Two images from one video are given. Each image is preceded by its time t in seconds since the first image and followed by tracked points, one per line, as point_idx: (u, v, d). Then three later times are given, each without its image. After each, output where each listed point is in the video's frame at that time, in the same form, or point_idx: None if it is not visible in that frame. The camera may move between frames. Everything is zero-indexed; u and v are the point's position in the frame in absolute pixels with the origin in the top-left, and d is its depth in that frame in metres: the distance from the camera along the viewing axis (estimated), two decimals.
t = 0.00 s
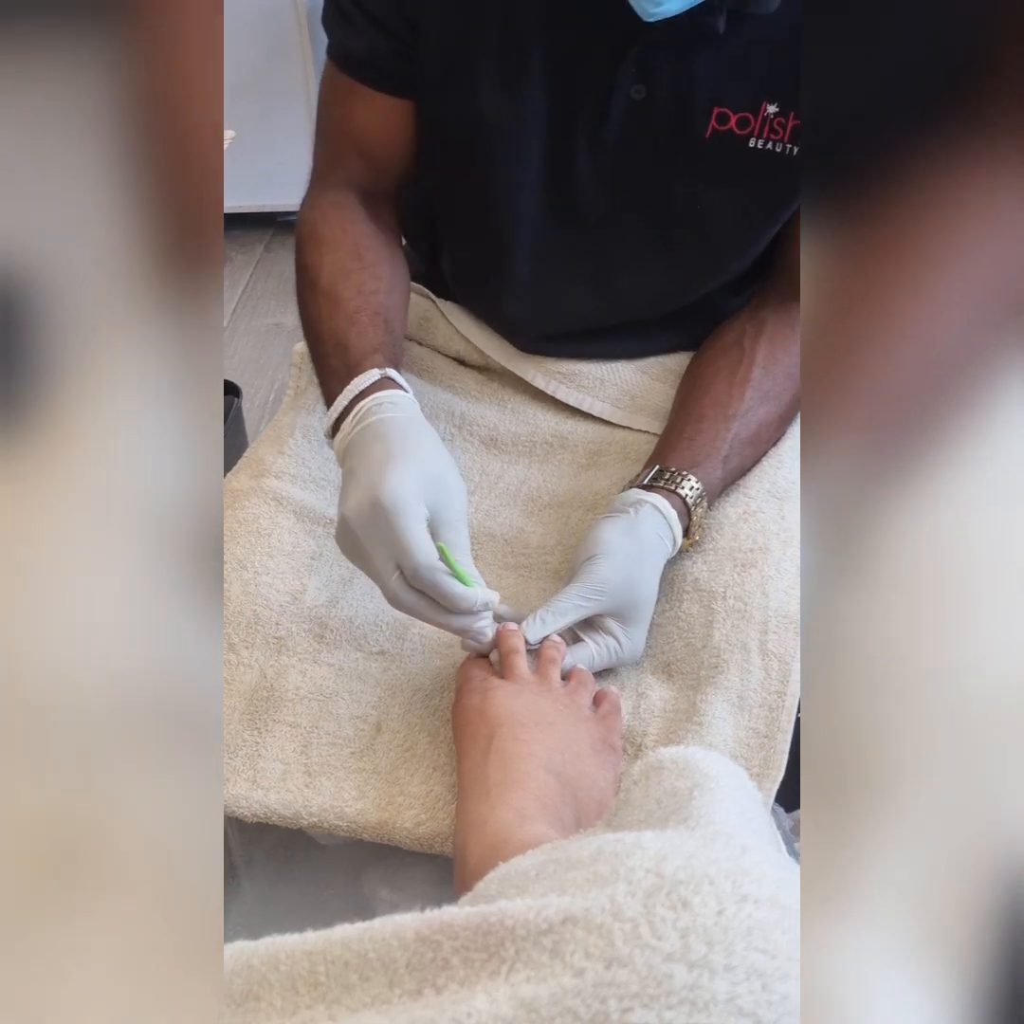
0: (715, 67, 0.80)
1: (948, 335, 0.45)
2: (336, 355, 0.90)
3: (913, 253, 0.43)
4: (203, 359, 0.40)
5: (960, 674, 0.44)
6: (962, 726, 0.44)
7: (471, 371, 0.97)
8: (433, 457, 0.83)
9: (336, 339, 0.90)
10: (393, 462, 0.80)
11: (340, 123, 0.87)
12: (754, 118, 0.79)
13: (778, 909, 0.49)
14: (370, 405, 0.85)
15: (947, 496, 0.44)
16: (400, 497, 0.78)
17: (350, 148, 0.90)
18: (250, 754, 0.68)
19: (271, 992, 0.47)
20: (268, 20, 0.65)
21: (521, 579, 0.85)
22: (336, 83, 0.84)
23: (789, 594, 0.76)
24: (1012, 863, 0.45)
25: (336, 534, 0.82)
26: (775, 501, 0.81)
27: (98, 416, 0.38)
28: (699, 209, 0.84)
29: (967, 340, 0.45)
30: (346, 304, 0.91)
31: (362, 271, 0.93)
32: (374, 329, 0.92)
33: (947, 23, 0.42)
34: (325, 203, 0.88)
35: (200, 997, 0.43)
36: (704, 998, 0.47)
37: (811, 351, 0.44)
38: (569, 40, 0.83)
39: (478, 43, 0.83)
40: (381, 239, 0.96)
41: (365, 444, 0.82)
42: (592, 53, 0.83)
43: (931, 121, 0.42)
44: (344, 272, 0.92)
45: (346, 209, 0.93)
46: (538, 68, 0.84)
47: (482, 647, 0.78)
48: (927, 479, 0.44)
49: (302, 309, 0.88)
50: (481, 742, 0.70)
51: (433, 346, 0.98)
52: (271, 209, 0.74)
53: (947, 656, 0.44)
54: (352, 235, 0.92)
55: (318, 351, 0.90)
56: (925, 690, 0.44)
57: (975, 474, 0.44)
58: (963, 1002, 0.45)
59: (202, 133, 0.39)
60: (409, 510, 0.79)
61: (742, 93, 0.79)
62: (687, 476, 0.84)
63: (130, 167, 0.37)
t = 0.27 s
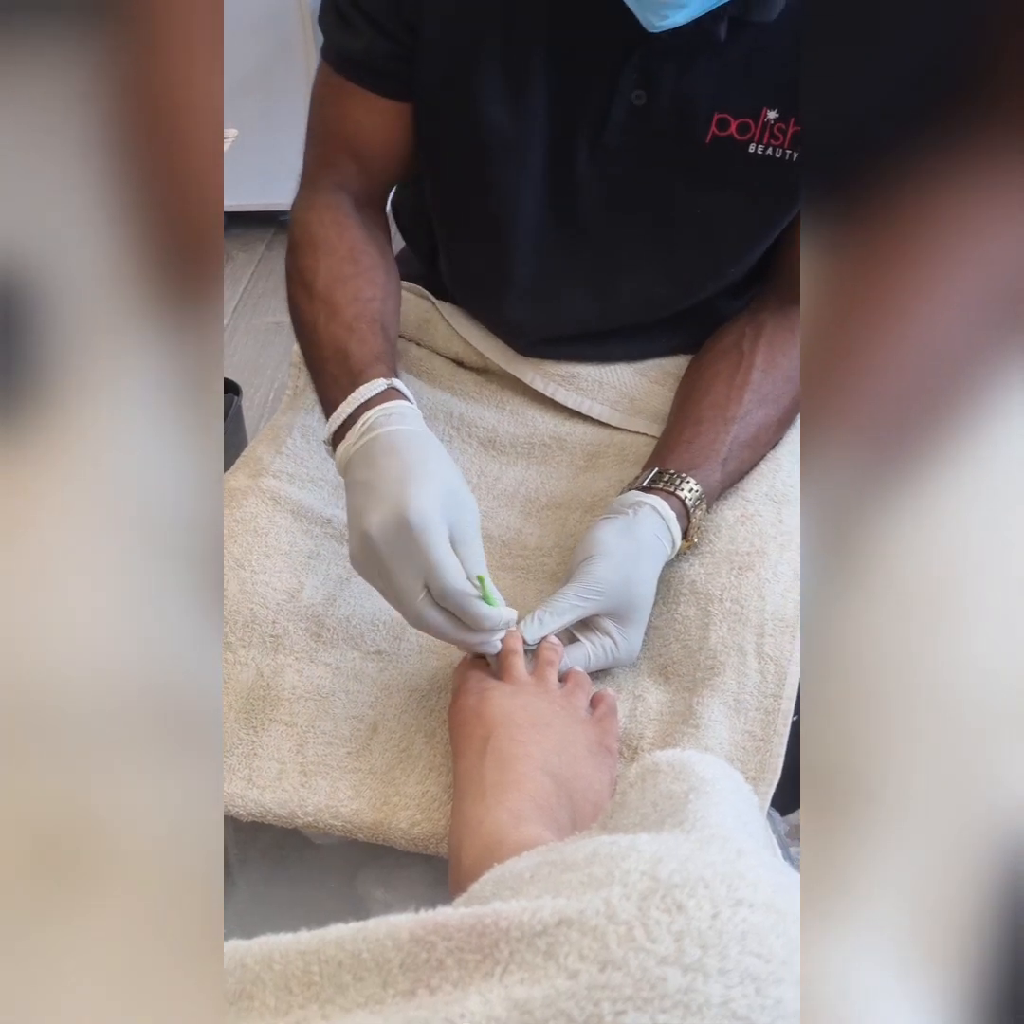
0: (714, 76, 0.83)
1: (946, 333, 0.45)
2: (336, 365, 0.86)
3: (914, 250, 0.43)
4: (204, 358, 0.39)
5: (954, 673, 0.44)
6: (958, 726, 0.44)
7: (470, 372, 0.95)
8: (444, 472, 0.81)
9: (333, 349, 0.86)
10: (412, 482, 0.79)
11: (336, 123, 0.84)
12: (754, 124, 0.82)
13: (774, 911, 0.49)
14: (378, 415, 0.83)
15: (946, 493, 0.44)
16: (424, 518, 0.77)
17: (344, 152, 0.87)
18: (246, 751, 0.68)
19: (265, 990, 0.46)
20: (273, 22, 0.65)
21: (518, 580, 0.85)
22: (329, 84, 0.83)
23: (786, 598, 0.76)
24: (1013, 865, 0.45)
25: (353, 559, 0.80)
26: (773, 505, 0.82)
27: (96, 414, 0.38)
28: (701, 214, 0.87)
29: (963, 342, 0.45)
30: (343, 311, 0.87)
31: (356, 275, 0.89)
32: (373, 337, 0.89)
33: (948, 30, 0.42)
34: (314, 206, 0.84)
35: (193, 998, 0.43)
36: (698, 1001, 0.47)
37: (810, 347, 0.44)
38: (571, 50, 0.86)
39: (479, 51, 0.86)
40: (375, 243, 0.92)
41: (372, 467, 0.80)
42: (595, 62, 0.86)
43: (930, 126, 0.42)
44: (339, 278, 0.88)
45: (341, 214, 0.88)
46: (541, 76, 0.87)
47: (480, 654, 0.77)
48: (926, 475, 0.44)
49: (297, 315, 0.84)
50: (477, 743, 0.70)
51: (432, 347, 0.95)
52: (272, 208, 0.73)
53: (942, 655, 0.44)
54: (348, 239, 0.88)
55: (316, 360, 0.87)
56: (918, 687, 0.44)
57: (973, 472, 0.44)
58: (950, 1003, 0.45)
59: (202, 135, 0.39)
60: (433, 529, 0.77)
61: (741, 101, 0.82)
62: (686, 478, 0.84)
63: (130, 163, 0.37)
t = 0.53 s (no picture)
0: (707, 80, 0.84)
1: (947, 331, 0.45)
2: (335, 368, 0.87)
3: (916, 249, 0.43)
4: (204, 358, 0.39)
5: (953, 675, 0.44)
6: (956, 727, 0.44)
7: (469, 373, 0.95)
8: (444, 474, 0.82)
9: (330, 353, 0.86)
10: (412, 484, 0.79)
11: (335, 127, 0.82)
12: (751, 127, 0.82)
13: (770, 915, 0.49)
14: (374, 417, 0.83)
15: (945, 492, 0.44)
16: (423, 520, 0.77)
17: (340, 155, 0.85)
18: (244, 752, 0.68)
19: (261, 991, 0.47)
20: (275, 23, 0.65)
21: (516, 581, 0.85)
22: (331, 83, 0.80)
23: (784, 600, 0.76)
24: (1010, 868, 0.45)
25: (352, 565, 0.80)
26: (772, 507, 0.81)
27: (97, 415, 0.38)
28: (699, 218, 0.87)
29: (963, 346, 0.45)
30: (340, 314, 0.87)
31: (353, 279, 0.89)
32: (370, 340, 0.89)
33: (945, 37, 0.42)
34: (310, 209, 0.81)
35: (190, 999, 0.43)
36: (694, 1004, 0.47)
37: (808, 347, 0.45)
38: (566, 55, 0.86)
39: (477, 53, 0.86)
40: (368, 245, 0.91)
41: (370, 467, 0.80)
42: (591, 68, 0.86)
43: (931, 130, 0.42)
44: (335, 280, 0.87)
45: (335, 215, 0.87)
46: (537, 82, 0.87)
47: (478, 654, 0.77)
48: (924, 475, 0.44)
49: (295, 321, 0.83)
50: (475, 744, 0.70)
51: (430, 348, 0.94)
52: (273, 207, 0.73)
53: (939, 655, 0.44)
54: (344, 242, 0.87)
55: (312, 363, 0.86)
56: (917, 689, 0.44)
57: (974, 473, 0.44)
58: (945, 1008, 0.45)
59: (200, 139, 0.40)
60: (434, 532, 0.78)
61: (737, 104, 0.82)
62: (684, 478, 0.84)
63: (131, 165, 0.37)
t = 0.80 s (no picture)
0: (704, 82, 0.84)
1: (946, 335, 0.45)
2: (335, 374, 0.87)
3: (912, 249, 0.43)
4: (205, 360, 0.40)
5: (950, 674, 0.44)
6: (954, 727, 0.44)
7: (469, 375, 0.94)
8: (441, 480, 0.82)
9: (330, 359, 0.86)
10: (405, 492, 0.79)
11: (334, 134, 0.81)
12: (748, 129, 0.83)
13: (770, 918, 0.49)
14: (372, 422, 0.83)
15: (942, 491, 0.44)
16: (417, 527, 0.77)
17: (340, 161, 0.84)
18: (245, 753, 0.69)
19: (261, 992, 0.47)
20: (276, 23, 0.65)
21: (516, 582, 0.85)
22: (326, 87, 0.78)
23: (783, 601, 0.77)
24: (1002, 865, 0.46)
25: (347, 567, 0.80)
26: (771, 508, 0.81)
27: (98, 416, 0.38)
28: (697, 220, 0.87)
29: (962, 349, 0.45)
30: (340, 321, 0.87)
31: (353, 284, 0.89)
32: (369, 346, 0.89)
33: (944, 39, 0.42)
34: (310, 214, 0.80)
35: (189, 1002, 0.43)
36: (693, 1005, 0.47)
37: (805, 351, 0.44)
38: (564, 58, 0.86)
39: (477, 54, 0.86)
40: (369, 249, 0.91)
41: (367, 473, 0.81)
42: (588, 70, 0.86)
43: (930, 132, 0.42)
44: (335, 285, 0.87)
45: (335, 220, 0.86)
46: (534, 85, 0.87)
47: (477, 657, 0.77)
48: (922, 475, 0.44)
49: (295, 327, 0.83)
50: (474, 744, 0.70)
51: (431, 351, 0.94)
52: (273, 206, 0.73)
53: (936, 656, 0.44)
54: (344, 247, 0.87)
55: (311, 368, 0.87)
56: (914, 690, 0.44)
57: (972, 473, 0.44)
58: (941, 999, 0.46)
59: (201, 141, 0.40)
60: (428, 538, 0.78)
61: (735, 106, 0.83)
62: (684, 479, 0.84)
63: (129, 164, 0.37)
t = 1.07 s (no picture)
0: (700, 82, 0.85)
1: (945, 336, 0.45)
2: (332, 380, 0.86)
3: (912, 252, 0.43)
4: (206, 365, 0.40)
5: (953, 674, 0.44)
6: (955, 729, 0.44)
7: (467, 376, 0.93)
8: (429, 484, 0.81)
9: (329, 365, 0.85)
10: (385, 500, 0.79)
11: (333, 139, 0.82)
12: (745, 131, 0.84)
13: (771, 919, 0.49)
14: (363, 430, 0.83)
15: (944, 493, 0.44)
16: (394, 534, 0.77)
17: (339, 163, 0.84)
18: (246, 755, 0.69)
19: (263, 995, 0.48)
20: (276, 24, 0.65)
21: (516, 583, 0.85)
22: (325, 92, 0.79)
23: (784, 601, 0.77)
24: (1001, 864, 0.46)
25: (335, 571, 0.80)
26: (771, 509, 0.81)
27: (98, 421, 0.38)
28: (695, 222, 0.88)
29: (961, 351, 0.45)
30: (336, 325, 0.85)
31: (352, 288, 0.87)
32: (367, 352, 0.88)
33: (945, 40, 0.42)
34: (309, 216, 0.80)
35: (192, 1006, 0.43)
36: (694, 1006, 0.47)
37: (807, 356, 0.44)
38: (560, 59, 0.86)
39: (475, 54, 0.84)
40: (369, 252, 0.90)
41: (354, 483, 0.81)
42: (584, 71, 0.85)
43: (931, 132, 0.42)
44: (334, 290, 0.86)
45: (335, 224, 0.86)
46: (530, 87, 0.86)
47: (476, 655, 0.78)
48: (923, 477, 0.44)
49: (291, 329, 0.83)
50: (476, 745, 0.70)
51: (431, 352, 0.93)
52: (272, 208, 0.73)
53: (937, 657, 0.44)
54: (342, 251, 0.86)
55: (310, 373, 0.86)
56: (915, 690, 0.44)
57: (974, 473, 0.44)
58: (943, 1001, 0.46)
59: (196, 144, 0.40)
60: (405, 546, 0.77)
61: (731, 108, 0.84)
62: (684, 481, 0.84)
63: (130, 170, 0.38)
